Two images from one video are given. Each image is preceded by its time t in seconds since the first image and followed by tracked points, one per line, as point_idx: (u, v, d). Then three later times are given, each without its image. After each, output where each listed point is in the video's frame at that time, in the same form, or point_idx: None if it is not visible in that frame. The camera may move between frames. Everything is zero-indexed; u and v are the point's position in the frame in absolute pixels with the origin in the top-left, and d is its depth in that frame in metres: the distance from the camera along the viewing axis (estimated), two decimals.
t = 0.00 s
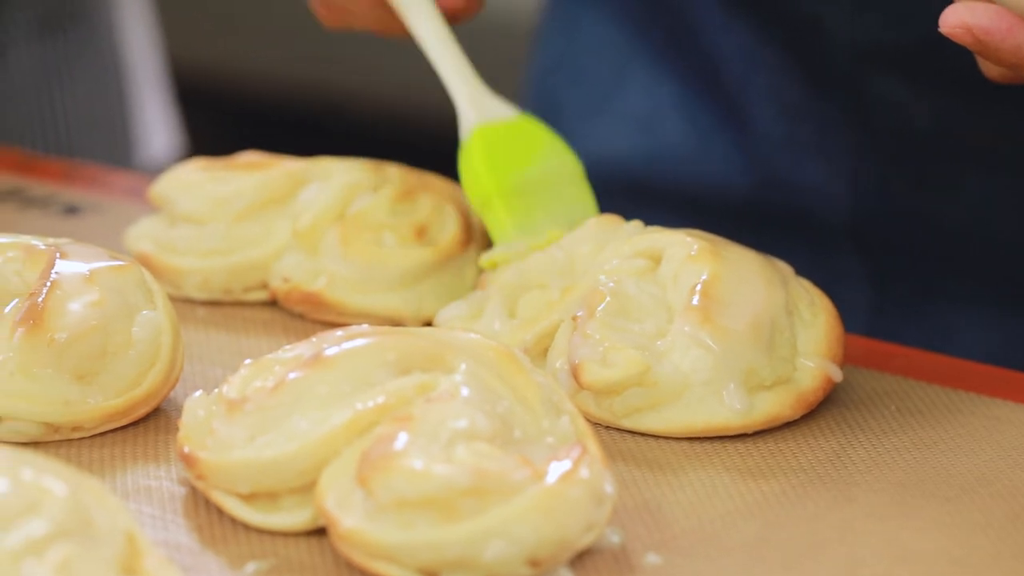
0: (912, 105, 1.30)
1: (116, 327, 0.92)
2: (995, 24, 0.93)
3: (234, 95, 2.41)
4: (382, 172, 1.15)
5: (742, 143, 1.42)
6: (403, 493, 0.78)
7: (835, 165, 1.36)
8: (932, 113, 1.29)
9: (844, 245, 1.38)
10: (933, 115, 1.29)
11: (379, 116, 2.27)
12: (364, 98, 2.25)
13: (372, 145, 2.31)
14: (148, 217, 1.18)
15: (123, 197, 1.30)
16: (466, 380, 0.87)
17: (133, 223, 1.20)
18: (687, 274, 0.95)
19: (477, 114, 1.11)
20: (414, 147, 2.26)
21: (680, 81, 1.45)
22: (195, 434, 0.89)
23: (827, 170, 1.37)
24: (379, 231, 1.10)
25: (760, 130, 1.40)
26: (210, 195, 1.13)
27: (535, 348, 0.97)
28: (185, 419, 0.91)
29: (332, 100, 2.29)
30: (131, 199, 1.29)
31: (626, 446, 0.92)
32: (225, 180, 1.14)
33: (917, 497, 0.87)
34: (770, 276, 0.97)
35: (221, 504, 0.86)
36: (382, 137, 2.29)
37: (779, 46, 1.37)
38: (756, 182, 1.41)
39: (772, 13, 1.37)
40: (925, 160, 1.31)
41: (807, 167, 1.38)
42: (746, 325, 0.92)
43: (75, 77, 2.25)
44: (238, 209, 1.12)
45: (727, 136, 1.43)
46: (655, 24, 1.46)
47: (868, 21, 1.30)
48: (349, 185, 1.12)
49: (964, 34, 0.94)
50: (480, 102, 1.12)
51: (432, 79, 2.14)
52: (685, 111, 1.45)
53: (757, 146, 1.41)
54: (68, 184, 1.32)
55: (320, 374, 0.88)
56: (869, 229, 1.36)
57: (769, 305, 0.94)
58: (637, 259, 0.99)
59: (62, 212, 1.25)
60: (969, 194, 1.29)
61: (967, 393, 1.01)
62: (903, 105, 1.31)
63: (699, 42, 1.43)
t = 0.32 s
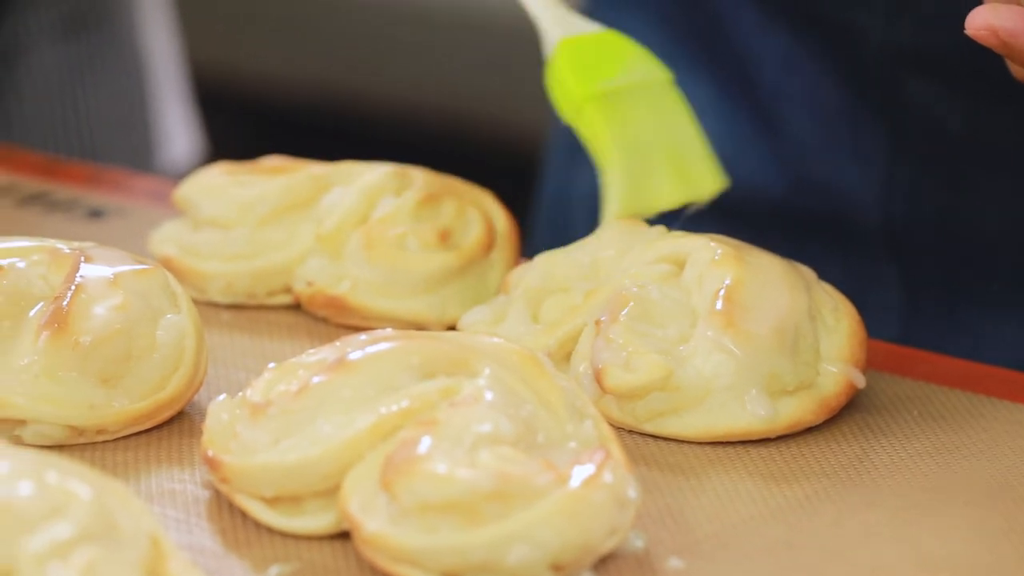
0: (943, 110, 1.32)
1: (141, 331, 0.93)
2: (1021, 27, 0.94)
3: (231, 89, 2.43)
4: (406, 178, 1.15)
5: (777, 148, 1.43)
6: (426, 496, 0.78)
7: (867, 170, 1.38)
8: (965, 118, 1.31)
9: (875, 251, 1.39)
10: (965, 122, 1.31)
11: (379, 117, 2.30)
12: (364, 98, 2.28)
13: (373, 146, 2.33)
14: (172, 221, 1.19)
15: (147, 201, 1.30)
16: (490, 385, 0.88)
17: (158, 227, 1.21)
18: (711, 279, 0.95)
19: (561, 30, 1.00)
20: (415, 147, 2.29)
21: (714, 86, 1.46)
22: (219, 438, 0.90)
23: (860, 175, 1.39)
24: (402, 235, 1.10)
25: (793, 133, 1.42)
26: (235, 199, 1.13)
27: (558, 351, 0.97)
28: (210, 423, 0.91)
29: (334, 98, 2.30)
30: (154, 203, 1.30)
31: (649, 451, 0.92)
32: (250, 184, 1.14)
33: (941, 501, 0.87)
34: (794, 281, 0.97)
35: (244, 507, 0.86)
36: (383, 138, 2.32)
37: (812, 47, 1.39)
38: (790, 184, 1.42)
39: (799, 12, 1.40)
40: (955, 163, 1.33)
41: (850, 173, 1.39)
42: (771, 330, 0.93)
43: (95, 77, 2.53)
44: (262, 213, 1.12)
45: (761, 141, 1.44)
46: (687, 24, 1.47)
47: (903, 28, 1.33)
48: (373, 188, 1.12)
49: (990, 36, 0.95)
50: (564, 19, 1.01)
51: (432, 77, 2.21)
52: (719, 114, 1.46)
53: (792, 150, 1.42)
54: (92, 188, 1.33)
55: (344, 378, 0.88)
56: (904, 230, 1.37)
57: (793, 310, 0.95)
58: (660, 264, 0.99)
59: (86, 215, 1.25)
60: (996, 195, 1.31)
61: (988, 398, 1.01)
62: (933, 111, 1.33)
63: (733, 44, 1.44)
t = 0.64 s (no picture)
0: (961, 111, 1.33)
1: (164, 336, 0.93)
2: None
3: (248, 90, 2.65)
4: (429, 184, 1.15)
5: (795, 147, 1.46)
6: (448, 500, 0.78)
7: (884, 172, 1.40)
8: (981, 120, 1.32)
9: (894, 252, 1.39)
10: (984, 124, 1.32)
11: (379, 118, 2.54)
12: (363, 97, 2.51)
13: (373, 145, 2.58)
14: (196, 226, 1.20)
15: (169, 206, 1.31)
16: (511, 389, 0.88)
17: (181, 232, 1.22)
18: (733, 284, 0.96)
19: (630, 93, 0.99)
20: (414, 147, 2.53)
21: (738, 84, 1.49)
22: (242, 442, 0.90)
23: (876, 175, 1.40)
24: (424, 240, 1.10)
25: (811, 131, 1.44)
26: (258, 203, 1.14)
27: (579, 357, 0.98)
28: (233, 427, 0.92)
29: (336, 99, 2.53)
30: (177, 208, 1.30)
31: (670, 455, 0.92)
32: (273, 188, 1.15)
33: (962, 507, 0.87)
34: (815, 287, 0.98)
35: (267, 511, 0.87)
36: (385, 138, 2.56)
37: (834, 52, 1.42)
38: (810, 184, 1.44)
39: (818, 13, 1.42)
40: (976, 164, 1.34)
41: (863, 174, 1.41)
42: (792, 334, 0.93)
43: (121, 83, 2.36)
44: (284, 218, 1.13)
45: (779, 141, 1.47)
46: (712, 24, 1.51)
47: (919, 29, 1.34)
48: (395, 193, 1.13)
49: (994, 42, 0.96)
50: (639, 78, 1.00)
51: (433, 78, 2.41)
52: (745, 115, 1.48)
53: (811, 149, 1.45)
54: (116, 192, 1.33)
55: (367, 382, 0.88)
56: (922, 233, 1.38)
57: (813, 316, 0.95)
58: (681, 269, 1.00)
59: (110, 220, 1.26)
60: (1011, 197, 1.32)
61: (1009, 404, 1.01)
62: (953, 111, 1.34)
63: (755, 45, 1.48)
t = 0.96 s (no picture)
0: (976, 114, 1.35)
1: (186, 339, 0.93)
2: None
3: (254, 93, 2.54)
4: (451, 188, 1.16)
5: (812, 154, 1.45)
6: (469, 504, 0.78)
7: (900, 175, 1.40)
8: (997, 119, 1.34)
9: (909, 254, 1.40)
10: (997, 127, 1.34)
11: (379, 117, 2.43)
12: (368, 98, 2.41)
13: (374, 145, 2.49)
14: (218, 230, 1.20)
15: (191, 208, 1.31)
16: (532, 393, 0.88)
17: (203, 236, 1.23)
18: (752, 289, 0.96)
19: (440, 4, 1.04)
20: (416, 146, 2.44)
21: (754, 88, 1.48)
22: (263, 445, 0.90)
23: (892, 179, 1.41)
24: (444, 243, 1.11)
25: (829, 137, 1.44)
26: (280, 207, 1.15)
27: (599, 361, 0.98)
28: (255, 430, 0.92)
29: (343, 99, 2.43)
30: (200, 211, 1.31)
31: (691, 459, 0.93)
32: (295, 193, 1.16)
33: (981, 511, 0.88)
34: (836, 291, 0.98)
35: (289, 514, 0.87)
36: (386, 136, 2.46)
37: (847, 55, 1.42)
38: (827, 188, 1.44)
39: (834, 19, 1.43)
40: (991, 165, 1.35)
41: (878, 176, 1.41)
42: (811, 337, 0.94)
43: (143, 85, 2.46)
44: (305, 221, 1.13)
45: (795, 146, 1.46)
46: (728, 30, 1.49)
47: (934, 29, 1.35)
48: (417, 197, 1.13)
49: None
50: None
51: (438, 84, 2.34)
52: (759, 121, 1.47)
53: (826, 156, 1.44)
54: (139, 196, 1.34)
55: (388, 386, 0.89)
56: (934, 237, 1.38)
57: (832, 320, 0.95)
58: (701, 274, 1.00)
59: (133, 224, 1.27)
60: None
61: None
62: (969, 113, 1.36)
63: (773, 49, 1.47)
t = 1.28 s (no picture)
0: (988, 117, 1.34)
1: (209, 340, 0.94)
2: None
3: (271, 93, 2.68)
4: (473, 190, 1.17)
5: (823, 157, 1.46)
6: (490, 506, 0.78)
7: (914, 179, 1.40)
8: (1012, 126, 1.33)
9: (925, 260, 1.40)
10: (1010, 132, 1.33)
11: (381, 118, 2.61)
12: (379, 103, 2.59)
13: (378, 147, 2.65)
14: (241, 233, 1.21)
15: (213, 210, 1.32)
16: (553, 396, 0.88)
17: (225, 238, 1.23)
18: (772, 292, 0.97)
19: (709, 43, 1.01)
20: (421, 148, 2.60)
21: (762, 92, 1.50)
22: (286, 447, 0.90)
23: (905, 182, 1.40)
24: (466, 247, 1.11)
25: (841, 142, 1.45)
26: (303, 209, 1.15)
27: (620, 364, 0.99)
28: (277, 432, 0.92)
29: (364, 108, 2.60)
30: (223, 212, 1.31)
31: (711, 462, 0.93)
32: (317, 196, 1.16)
33: (1001, 515, 0.88)
34: (856, 295, 0.98)
35: (311, 516, 0.87)
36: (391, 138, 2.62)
37: (856, 58, 1.42)
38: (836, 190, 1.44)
39: (844, 25, 1.43)
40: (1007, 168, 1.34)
41: (890, 180, 1.41)
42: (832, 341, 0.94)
43: (169, 89, 2.34)
44: (327, 224, 1.14)
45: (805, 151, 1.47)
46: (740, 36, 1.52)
47: (948, 38, 1.34)
48: (438, 200, 1.14)
49: None
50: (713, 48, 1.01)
51: (447, 94, 2.51)
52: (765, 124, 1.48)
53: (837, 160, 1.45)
54: (162, 199, 1.35)
55: (409, 388, 0.89)
56: (949, 241, 1.38)
57: (852, 323, 0.96)
58: (721, 277, 1.01)
59: (155, 226, 1.28)
60: None
61: None
62: (978, 116, 1.35)
63: (783, 55, 1.49)
